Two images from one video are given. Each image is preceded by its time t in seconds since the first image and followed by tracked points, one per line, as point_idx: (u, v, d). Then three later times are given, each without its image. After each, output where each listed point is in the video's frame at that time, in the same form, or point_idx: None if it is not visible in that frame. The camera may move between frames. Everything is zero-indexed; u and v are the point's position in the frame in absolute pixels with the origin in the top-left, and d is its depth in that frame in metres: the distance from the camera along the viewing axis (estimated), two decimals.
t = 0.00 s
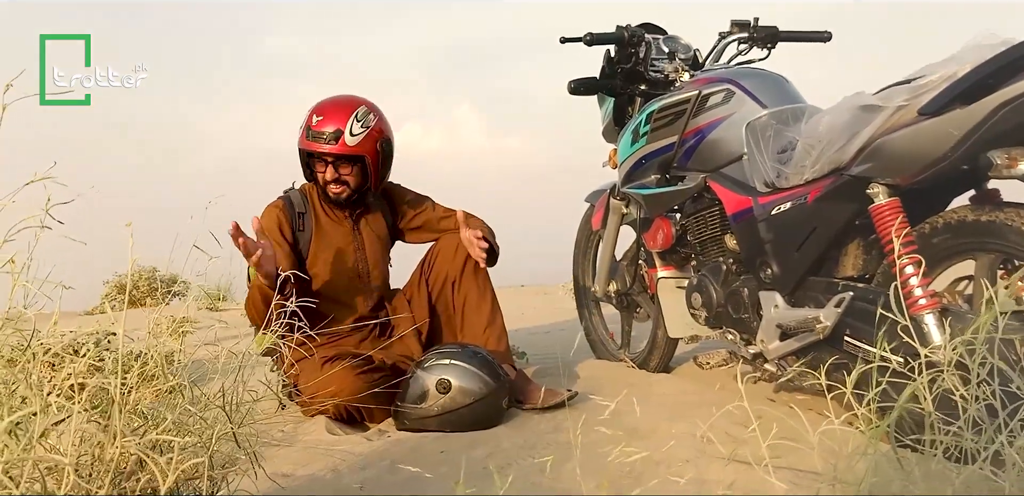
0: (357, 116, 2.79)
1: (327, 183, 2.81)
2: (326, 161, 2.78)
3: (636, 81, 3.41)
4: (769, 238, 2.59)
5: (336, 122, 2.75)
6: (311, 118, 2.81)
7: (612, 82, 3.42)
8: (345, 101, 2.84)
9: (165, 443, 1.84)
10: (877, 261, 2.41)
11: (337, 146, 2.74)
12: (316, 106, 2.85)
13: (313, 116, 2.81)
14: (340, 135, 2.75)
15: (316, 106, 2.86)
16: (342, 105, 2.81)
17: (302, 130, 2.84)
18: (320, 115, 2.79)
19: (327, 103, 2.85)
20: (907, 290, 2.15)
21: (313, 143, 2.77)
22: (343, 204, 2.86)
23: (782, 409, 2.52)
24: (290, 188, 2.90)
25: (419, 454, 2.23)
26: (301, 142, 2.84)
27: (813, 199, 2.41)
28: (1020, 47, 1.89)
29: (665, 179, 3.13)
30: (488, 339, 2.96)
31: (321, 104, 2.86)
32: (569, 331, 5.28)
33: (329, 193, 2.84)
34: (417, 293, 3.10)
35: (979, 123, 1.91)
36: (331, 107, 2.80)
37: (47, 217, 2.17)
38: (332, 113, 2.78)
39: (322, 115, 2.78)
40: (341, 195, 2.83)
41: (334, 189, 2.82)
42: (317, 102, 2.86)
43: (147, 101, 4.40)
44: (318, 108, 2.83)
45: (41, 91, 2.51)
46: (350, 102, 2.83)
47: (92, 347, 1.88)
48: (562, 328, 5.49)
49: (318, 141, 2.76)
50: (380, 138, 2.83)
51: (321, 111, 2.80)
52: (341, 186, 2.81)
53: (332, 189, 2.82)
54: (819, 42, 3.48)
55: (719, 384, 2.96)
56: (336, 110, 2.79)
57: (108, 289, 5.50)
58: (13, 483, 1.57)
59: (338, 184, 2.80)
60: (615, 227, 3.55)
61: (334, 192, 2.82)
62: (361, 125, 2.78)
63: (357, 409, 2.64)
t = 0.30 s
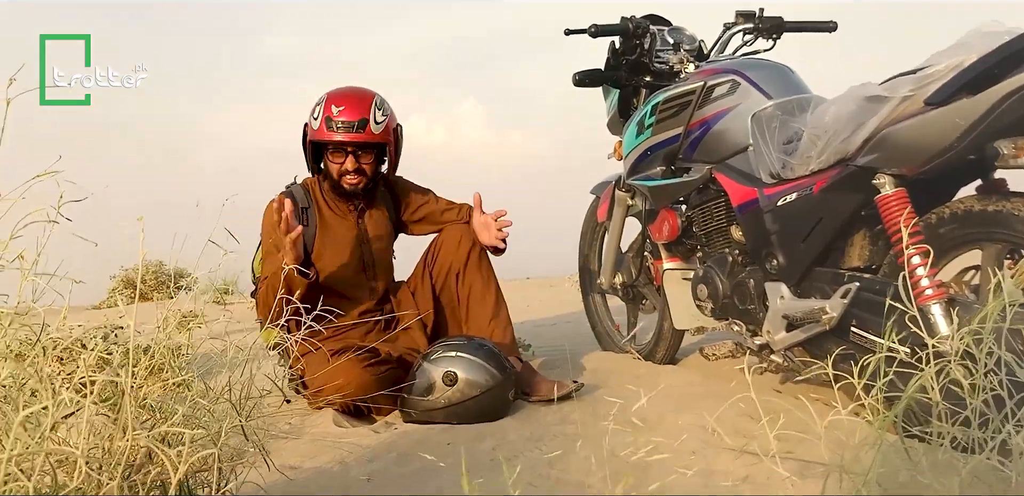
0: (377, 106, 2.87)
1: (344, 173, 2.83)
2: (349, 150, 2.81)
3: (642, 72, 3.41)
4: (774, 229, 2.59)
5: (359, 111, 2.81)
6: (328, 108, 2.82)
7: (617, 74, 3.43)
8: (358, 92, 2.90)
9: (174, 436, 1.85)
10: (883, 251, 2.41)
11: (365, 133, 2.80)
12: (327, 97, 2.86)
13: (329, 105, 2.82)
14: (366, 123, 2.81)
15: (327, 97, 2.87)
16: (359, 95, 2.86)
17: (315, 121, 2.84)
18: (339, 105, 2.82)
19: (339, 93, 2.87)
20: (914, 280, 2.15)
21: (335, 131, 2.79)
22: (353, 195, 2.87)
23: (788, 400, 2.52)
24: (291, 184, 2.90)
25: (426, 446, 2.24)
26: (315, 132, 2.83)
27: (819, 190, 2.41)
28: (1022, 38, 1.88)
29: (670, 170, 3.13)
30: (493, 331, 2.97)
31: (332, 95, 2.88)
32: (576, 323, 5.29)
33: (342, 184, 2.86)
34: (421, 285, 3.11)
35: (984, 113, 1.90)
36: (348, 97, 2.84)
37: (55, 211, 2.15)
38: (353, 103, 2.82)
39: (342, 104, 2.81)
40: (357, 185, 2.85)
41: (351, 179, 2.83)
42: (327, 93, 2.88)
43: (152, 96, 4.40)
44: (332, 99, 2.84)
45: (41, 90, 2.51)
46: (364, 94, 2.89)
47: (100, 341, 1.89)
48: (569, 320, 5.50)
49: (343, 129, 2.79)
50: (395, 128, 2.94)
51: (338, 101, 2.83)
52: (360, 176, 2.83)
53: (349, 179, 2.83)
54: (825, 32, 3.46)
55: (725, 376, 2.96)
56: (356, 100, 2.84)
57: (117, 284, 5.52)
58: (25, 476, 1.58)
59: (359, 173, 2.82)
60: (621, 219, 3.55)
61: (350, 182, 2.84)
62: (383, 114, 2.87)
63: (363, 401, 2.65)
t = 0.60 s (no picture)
0: (386, 97, 2.87)
1: (354, 163, 2.83)
2: (360, 141, 2.81)
3: (647, 61, 3.39)
4: (781, 217, 2.59)
5: (370, 102, 2.80)
6: (338, 99, 2.81)
7: (623, 62, 3.42)
8: (369, 83, 2.89)
9: (182, 424, 1.85)
10: (891, 239, 2.40)
11: (376, 125, 2.80)
12: (336, 88, 2.86)
13: (340, 97, 2.82)
14: (378, 115, 2.81)
15: (335, 88, 2.86)
16: (370, 86, 2.85)
17: (325, 111, 2.83)
18: (349, 96, 2.81)
19: (349, 84, 2.86)
20: (922, 268, 2.15)
21: (347, 123, 2.79)
22: (362, 186, 2.89)
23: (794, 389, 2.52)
24: (297, 174, 2.91)
25: (432, 435, 2.25)
26: (325, 123, 2.83)
27: (826, 178, 2.40)
28: None
29: (676, 159, 3.12)
30: (499, 320, 2.97)
31: (340, 86, 2.87)
32: (582, 312, 5.29)
33: (352, 175, 2.86)
34: (426, 274, 3.11)
35: (994, 99, 1.90)
36: (358, 88, 2.83)
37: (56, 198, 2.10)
38: (364, 94, 2.82)
39: (352, 96, 2.81)
40: (366, 176, 2.86)
41: (361, 170, 2.84)
42: (336, 84, 2.87)
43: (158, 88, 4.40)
44: (341, 90, 2.84)
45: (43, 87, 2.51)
46: (373, 84, 2.89)
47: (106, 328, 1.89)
48: (575, 309, 5.51)
49: (355, 121, 2.78)
50: (404, 119, 2.94)
51: (348, 92, 2.82)
52: (369, 166, 2.85)
53: (359, 169, 2.84)
54: (831, 19, 3.44)
55: (731, 364, 2.96)
56: (366, 91, 2.83)
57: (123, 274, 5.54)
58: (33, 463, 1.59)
59: (369, 164, 2.84)
60: (627, 208, 3.55)
61: (360, 172, 2.84)
62: (393, 106, 2.86)
63: (371, 390, 2.66)
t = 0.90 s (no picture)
0: (405, 91, 2.88)
1: (369, 154, 2.83)
2: (378, 133, 2.81)
3: (651, 48, 3.37)
4: (786, 205, 2.58)
5: (392, 95, 2.81)
6: (359, 89, 2.79)
7: (627, 49, 3.39)
8: (388, 75, 2.88)
9: (189, 411, 1.85)
10: (896, 227, 2.39)
11: (398, 119, 2.81)
12: (355, 77, 2.83)
13: (362, 87, 2.79)
14: (399, 109, 2.82)
15: (355, 77, 2.83)
16: (391, 78, 2.85)
17: (344, 100, 2.80)
18: (372, 87, 2.79)
19: (368, 74, 2.84)
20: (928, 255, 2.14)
21: (368, 114, 2.78)
22: (368, 175, 2.89)
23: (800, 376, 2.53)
24: (300, 162, 2.91)
25: (438, 422, 2.26)
26: (343, 112, 2.80)
27: (831, 164, 2.39)
28: None
29: (681, 146, 3.11)
30: (503, 309, 2.98)
31: (360, 76, 2.85)
32: (586, 301, 5.29)
33: (362, 165, 2.86)
34: (431, 263, 3.11)
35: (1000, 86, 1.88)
36: (381, 80, 2.82)
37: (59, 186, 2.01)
38: (386, 87, 2.81)
39: (376, 87, 2.79)
40: (378, 167, 2.86)
41: (374, 160, 2.84)
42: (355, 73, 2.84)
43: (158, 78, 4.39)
44: (362, 80, 2.82)
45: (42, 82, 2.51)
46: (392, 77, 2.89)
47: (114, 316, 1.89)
48: (580, 298, 5.50)
49: (377, 112, 2.78)
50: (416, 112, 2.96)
51: (371, 83, 2.80)
52: (382, 157, 2.85)
53: (371, 160, 2.84)
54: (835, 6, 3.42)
55: (736, 352, 2.97)
56: (387, 83, 2.83)
57: (128, 265, 5.55)
58: (41, 450, 1.60)
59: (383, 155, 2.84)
60: (632, 196, 3.55)
61: (373, 163, 2.84)
62: (411, 100, 2.88)
63: (376, 378, 2.68)
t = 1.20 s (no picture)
0: (400, 77, 2.85)
1: (364, 142, 2.82)
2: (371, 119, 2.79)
3: (653, 37, 3.36)
4: (790, 194, 2.57)
5: (384, 81, 2.78)
6: (352, 77, 2.79)
7: (629, 39, 3.38)
8: (382, 62, 2.87)
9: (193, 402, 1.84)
10: (900, 215, 2.38)
11: (390, 104, 2.79)
12: (350, 65, 2.83)
13: (354, 74, 2.79)
14: (392, 94, 2.80)
15: (350, 65, 2.83)
16: (385, 65, 2.84)
17: (337, 88, 2.80)
18: (364, 74, 2.79)
19: (362, 62, 2.84)
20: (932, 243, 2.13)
21: (361, 100, 2.77)
22: (369, 165, 2.89)
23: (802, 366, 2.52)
24: (303, 152, 2.90)
25: (440, 413, 2.26)
26: (337, 99, 2.80)
27: (835, 153, 2.38)
28: None
29: (683, 136, 3.10)
30: (505, 300, 2.98)
31: (354, 63, 2.85)
32: (588, 292, 5.28)
33: (360, 154, 2.85)
34: (433, 255, 3.11)
35: (1003, 74, 1.87)
36: (374, 66, 2.82)
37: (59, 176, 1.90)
38: (378, 73, 2.80)
39: (368, 74, 2.79)
40: (374, 155, 2.84)
41: (371, 148, 2.83)
42: (349, 61, 2.85)
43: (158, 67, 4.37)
44: (355, 68, 2.81)
45: (41, 76, 2.50)
46: (388, 64, 2.87)
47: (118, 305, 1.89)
48: (582, 289, 5.50)
49: (369, 99, 2.77)
50: (414, 99, 2.93)
51: (363, 70, 2.80)
52: (379, 145, 2.83)
53: (368, 148, 2.83)
54: None
55: (739, 341, 2.96)
56: (380, 70, 2.81)
57: (129, 257, 5.56)
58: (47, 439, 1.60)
59: (379, 143, 2.82)
60: (634, 186, 3.53)
61: (369, 151, 2.83)
62: (406, 86, 2.86)
63: (378, 369, 2.68)
